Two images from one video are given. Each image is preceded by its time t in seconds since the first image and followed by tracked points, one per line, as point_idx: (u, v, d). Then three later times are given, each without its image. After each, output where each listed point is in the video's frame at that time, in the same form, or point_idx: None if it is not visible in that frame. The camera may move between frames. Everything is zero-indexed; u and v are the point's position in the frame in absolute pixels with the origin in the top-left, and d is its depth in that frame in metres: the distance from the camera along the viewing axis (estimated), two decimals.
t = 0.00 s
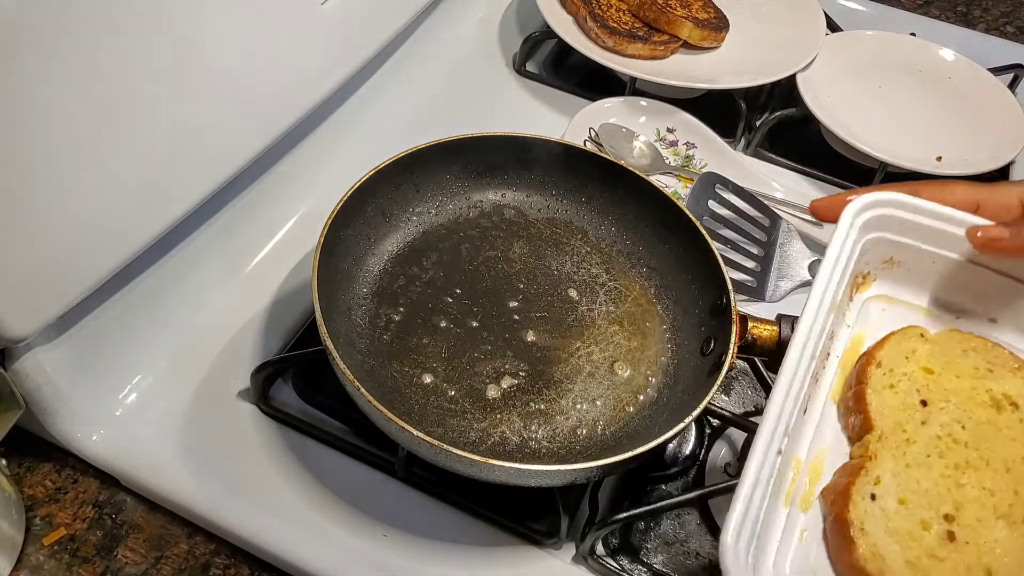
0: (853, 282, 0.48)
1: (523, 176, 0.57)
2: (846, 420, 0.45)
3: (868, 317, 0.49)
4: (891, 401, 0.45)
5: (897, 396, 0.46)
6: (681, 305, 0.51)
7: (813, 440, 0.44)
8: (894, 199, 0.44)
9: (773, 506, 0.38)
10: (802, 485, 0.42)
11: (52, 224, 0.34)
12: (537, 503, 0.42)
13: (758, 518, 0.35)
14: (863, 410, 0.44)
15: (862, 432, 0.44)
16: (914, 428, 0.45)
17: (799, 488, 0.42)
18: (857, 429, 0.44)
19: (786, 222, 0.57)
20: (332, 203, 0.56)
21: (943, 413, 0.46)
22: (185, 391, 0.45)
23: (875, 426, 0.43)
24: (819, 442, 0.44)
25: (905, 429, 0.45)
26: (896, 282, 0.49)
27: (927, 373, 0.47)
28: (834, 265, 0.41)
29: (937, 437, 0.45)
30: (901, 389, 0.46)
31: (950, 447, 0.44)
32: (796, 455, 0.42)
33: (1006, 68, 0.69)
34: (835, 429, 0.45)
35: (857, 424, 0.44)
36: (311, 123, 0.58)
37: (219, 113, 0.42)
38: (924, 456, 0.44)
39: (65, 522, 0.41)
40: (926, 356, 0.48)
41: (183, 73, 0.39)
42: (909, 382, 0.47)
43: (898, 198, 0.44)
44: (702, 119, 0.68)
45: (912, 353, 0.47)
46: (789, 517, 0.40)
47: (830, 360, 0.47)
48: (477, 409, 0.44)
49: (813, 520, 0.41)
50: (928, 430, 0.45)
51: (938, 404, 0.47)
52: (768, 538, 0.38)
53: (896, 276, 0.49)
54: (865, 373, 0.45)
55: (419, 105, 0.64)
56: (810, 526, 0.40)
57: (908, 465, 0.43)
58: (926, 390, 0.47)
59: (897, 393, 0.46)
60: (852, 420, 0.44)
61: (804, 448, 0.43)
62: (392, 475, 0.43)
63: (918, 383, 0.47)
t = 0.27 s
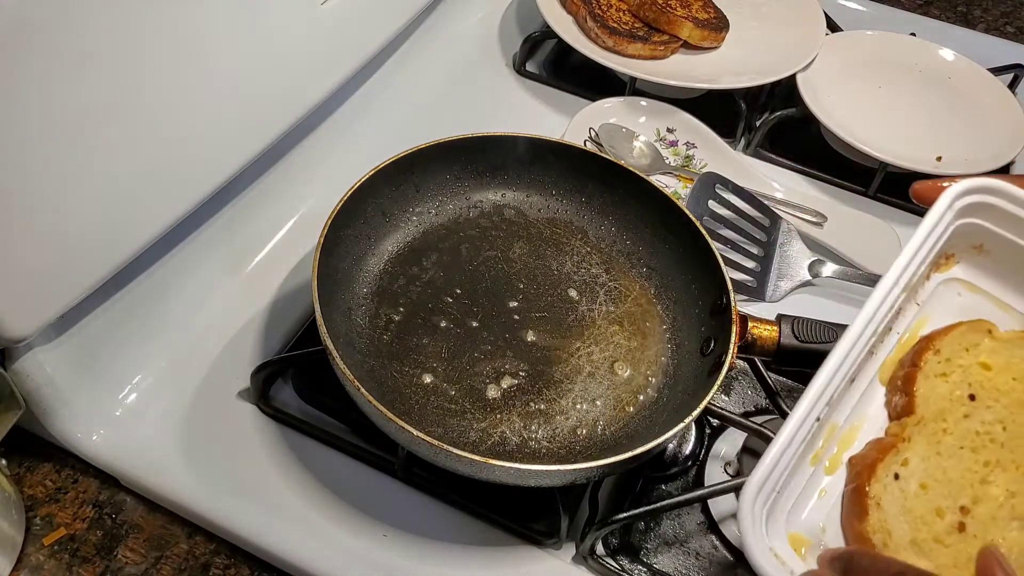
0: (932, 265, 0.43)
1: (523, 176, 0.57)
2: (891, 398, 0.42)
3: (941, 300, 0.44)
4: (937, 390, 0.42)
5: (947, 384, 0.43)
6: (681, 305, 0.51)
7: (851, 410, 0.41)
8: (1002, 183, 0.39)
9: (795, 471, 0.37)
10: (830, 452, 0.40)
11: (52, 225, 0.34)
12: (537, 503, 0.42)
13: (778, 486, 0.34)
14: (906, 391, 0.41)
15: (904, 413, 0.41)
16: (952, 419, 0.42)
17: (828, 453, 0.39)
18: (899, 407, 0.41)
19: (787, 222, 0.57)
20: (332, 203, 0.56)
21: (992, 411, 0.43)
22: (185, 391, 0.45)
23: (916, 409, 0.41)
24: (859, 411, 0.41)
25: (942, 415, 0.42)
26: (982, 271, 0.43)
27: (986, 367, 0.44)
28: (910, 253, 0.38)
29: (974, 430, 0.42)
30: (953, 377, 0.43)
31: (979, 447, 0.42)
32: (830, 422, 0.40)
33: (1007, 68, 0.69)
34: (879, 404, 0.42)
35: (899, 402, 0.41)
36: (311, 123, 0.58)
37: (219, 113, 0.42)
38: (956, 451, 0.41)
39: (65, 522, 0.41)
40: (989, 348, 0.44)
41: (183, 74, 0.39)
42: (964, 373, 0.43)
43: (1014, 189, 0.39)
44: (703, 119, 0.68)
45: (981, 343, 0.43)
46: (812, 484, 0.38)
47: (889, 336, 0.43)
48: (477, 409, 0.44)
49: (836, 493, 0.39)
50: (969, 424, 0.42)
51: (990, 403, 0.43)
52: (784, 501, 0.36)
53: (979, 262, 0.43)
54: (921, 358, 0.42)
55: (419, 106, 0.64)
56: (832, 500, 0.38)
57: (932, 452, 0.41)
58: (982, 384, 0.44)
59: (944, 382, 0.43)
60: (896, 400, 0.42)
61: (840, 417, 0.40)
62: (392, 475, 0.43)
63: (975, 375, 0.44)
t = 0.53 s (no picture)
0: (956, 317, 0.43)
1: (523, 177, 0.57)
2: (896, 449, 0.41)
3: (963, 352, 0.44)
4: (945, 446, 0.42)
5: (955, 440, 0.42)
6: (682, 305, 0.51)
7: (855, 456, 0.40)
8: None
9: (790, 513, 0.37)
10: (828, 496, 0.39)
11: (52, 224, 0.34)
12: (537, 502, 0.42)
13: (770, 528, 0.34)
14: (912, 443, 0.40)
15: (908, 464, 0.40)
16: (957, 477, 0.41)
17: (826, 497, 0.39)
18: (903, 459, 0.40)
19: (787, 222, 0.57)
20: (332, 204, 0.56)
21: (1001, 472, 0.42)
22: (185, 391, 0.45)
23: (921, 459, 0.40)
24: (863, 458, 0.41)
25: (948, 472, 0.42)
26: (1008, 325, 0.43)
27: (998, 427, 0.43)
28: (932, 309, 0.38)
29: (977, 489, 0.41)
30: (963, 434, 0.43)
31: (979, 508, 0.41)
32: (832, 467, 0.39)
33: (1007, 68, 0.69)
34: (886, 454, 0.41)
35: (906, 454, 0.40)
36: (311, 123, 0.58)
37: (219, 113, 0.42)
38: (955, 509, 0.40)
39: (65, 522, 0.41)
40: (1004, 408, 0.43)
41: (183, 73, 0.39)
42: (973, 430, 0.43)
43: None
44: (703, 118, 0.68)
45: (996, 402, 0.43)
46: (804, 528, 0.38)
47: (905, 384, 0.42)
48: (477, 409, 0.44)
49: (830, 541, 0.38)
50: (973, 484, 0.42)
51: (1000, 464, 0.42)
52: (774, 543, 0.36)
53: (1010, 318, 0.43)
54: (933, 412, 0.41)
55: (419, 106, 0.64)
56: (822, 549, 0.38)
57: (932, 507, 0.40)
58: (995, 443, 0.43)
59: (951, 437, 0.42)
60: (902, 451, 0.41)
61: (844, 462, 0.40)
62: (392, 475, 0.43)
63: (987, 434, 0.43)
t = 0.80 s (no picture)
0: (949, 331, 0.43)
1: (523, 177, 0.57)
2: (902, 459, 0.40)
3: (958, 368, 0.44)
4: (949, 455, 0.41)
5: (958, 448, 0.42)
6: (682, 305, 0.51)
7: (852, 458, 0.40)
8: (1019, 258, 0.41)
9: (784, 507, 0.36)
10: (824, 496, 0.38)
11: (51, 225, 0.34)
12: (537, 502, 0.42)
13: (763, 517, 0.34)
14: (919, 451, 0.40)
15: (916, 474, 0.39)
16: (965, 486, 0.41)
17: (822, 497, 0.38)
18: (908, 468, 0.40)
19: (787, 222, 0.57)
20: (331, 204, 0.56)
21: (1006, 478, 0.41)
22: (184, 391, 0.45)
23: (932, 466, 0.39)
24: (861, 461, 0.40)
25: (955, 480, 0.41)
26: (1002, 344, 0.44)
27: (997, 434, 0.42)
28: (924, 316, 0.39)
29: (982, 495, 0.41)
30: (965, 442, 0.42)
31: (989, 516, 0.40)
32: (830, 466, 0.39)
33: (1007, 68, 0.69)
34: (883, 458, 0.41)
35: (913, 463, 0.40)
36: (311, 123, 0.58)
37: (219, 113, 0.42)
38: (968, 518, 0.39)
39: (65, 522, 0.41)
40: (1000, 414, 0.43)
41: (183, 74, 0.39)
42: (975, 438, 0.42)
43: None
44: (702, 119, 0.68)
45: (992, 410, 0.43)
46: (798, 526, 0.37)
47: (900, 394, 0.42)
48: (477, 409, 0.44)
49: (822, 541, 0.37)
50: (981, 493, 0.41)
51: (1001, 470, 0.42)
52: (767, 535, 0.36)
53: (1002, 336, 0.44)
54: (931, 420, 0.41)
55: (419, 106, 0.64)
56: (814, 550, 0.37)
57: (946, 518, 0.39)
58: (996, 449, 0.42)
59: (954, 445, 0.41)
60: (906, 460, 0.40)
61: (841, 463, 0.39)
62: (392, 475, 0.43)
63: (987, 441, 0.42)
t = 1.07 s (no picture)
0: (945, 312, 0.44)
1: (523, 177, 0.57)
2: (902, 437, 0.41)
3: (951, 349, 0.45)
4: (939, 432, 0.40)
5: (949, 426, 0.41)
6: (681, 305, 0.51)
7: (842, 426, 0.41)
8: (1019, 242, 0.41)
9: (770, 465, 0.37)
10: (810, 460, 0.40)
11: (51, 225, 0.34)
12: (537, 502, 0.42)
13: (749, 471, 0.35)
14: (916, 427, 0.41)
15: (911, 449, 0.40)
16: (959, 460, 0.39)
17: (809, 461, 0.40)
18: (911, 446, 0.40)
19: (787, 222, 0.57)
20: (331, 204, 0.56)
21: (1001, 454, 0.40)
22: (184, 392, 0.45)
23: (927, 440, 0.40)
24: (848, 430, 0.41)
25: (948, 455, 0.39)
26: (997, 329, 0.45)
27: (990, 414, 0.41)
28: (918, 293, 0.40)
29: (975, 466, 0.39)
30: (958, 421, 0.41)
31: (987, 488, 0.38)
32: (819, 432, 0.40)
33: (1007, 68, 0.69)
34: (870, 429, 0.42)
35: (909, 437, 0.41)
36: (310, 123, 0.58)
37: (219, 113, 0.42)
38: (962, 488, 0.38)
39: (65, 522, 0.41)
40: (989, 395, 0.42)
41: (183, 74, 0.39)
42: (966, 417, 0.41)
43: None
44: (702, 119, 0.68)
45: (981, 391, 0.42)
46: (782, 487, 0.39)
47: (894, 368, 0.43)
48: (477, 409, 0.44)
49: (805, 501, 0.38)
50: (978, 468, 0.39)
51: (994, 447, 0.40)
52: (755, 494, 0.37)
53: (999, 322, 0.45)
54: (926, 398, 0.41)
55: (419, 106, 0.64)
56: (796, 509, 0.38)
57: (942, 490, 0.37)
58: (988, 428, 0.41)
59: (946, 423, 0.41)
60: (902, 438, 0.41)
61: (829, 430, 0.41)
62: (392, 475, 0.43)
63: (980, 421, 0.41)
